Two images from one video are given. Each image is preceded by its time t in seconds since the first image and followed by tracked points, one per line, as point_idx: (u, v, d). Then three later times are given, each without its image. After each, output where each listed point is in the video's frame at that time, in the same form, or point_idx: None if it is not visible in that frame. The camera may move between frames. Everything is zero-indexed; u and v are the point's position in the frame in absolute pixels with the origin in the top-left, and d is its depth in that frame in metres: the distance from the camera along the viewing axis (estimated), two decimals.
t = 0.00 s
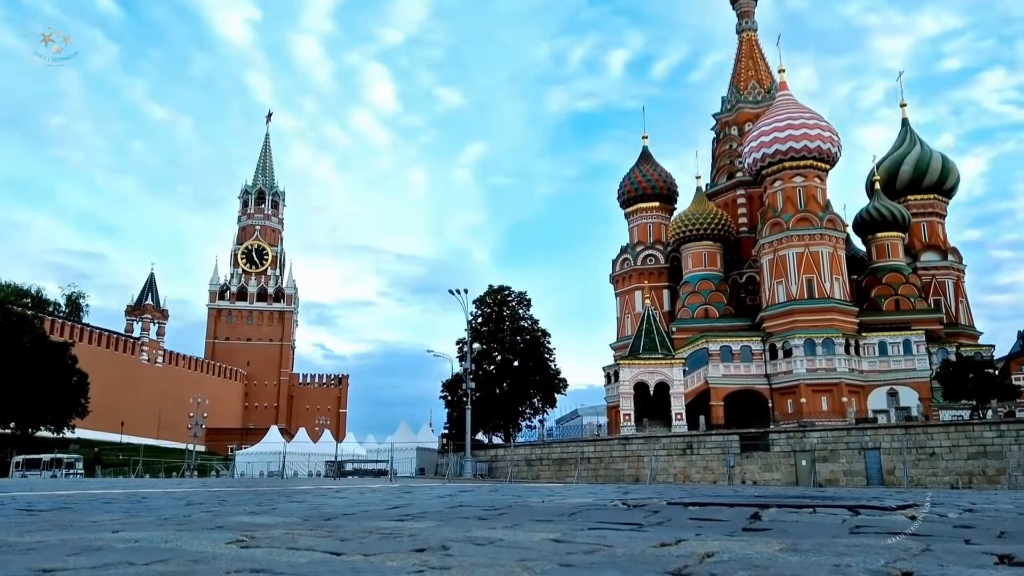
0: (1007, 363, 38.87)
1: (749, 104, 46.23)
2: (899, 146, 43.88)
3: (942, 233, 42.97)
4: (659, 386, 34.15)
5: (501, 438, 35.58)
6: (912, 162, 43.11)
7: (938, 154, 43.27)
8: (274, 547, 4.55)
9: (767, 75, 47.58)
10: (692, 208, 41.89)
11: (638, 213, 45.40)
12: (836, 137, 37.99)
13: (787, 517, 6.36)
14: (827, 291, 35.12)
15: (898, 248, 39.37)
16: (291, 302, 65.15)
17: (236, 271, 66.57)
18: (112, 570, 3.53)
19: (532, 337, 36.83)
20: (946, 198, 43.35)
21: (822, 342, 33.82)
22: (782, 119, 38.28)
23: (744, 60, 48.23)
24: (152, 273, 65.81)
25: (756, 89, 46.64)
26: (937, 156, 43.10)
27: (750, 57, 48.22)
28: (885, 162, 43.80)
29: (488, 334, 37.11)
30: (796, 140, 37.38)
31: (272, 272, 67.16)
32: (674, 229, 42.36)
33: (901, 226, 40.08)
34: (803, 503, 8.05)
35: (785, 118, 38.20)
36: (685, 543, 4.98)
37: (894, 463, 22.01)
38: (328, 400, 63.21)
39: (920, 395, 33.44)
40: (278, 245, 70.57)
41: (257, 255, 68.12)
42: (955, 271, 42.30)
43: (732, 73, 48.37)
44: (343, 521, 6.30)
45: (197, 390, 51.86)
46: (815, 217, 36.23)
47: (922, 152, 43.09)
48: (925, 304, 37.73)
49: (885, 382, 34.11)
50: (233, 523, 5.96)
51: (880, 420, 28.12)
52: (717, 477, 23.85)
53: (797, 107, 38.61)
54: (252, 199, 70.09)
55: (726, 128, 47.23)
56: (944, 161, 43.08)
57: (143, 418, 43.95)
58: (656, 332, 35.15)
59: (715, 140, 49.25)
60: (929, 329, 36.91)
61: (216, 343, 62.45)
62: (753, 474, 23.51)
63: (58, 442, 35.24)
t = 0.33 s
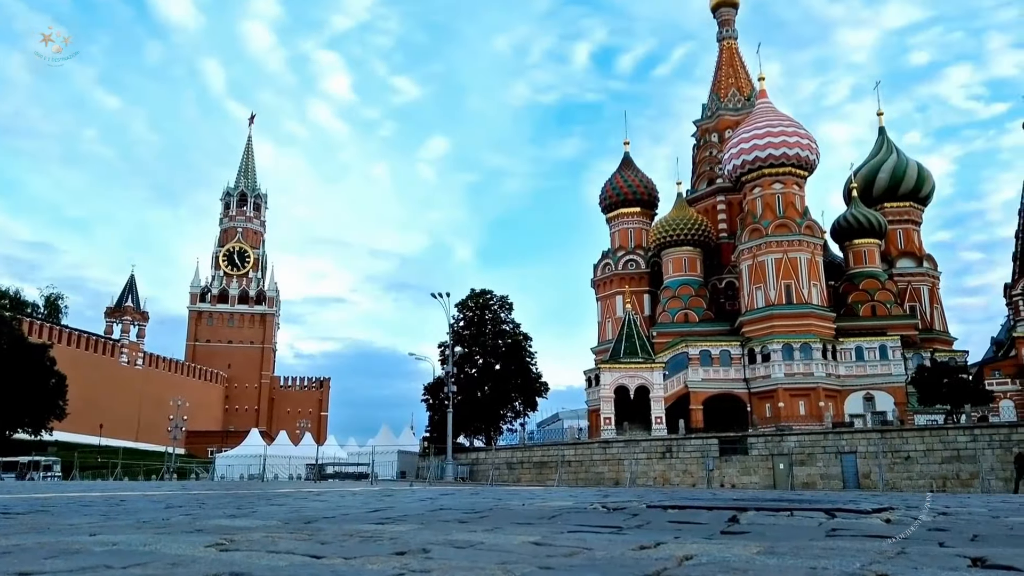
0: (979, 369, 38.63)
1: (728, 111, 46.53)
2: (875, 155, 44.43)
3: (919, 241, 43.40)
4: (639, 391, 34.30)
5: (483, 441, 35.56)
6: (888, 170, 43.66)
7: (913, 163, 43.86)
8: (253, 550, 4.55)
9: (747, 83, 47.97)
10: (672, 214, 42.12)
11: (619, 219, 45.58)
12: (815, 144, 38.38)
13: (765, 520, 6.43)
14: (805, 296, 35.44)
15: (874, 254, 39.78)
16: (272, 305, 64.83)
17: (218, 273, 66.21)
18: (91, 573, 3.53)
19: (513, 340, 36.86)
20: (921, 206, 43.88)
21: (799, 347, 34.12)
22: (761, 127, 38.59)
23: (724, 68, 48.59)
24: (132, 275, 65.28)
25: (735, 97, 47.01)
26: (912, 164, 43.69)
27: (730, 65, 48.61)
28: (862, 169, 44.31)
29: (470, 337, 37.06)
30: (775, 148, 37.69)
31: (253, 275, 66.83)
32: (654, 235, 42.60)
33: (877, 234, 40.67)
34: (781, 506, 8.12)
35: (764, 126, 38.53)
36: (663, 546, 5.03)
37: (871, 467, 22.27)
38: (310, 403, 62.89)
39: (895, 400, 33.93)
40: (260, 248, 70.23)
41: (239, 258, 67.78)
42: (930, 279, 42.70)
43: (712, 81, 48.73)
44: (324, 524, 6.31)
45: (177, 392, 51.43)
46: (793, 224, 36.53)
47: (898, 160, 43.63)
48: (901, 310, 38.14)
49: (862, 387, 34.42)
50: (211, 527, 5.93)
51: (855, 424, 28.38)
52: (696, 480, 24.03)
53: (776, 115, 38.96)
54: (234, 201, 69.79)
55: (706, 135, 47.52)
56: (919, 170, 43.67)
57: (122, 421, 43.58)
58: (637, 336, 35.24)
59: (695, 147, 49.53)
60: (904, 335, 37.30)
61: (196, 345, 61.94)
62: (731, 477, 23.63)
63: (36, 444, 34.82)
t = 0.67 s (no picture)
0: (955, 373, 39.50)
1: (709, 117, 46.84)
2: (854, 162, 44.94)
3: (894, 247, 43.95)
4: (620, 395, 34.42)
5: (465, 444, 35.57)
6: (866, 177, 44.19)
7: (891, 170, 44.38)
8: (232, 553, 4.54)
9: (728, 90, 48.36)
10: (654, 219, 42.32)
11: (601, 223, 45.75)
12: (794, 151, 38.71)
13: (744, 524, 6.51)
14: (784, 302, 35.69)
15: (852, 260, 40.13)
16: (254, 307, 64.47)
17: (199, 275, 65.76)
18: None
19: (495, 344, 36.91)
20: (898, 213, 44.41)
21: (779, 351, 34.41)
22: (742, 133, 38.89)
23: (705, 75, 48.93)
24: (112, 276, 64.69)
25: (716, 103, 47.34)
26: (889, 172, 44.23)
27: (711, 72, 48.95)
28: (840, 176, 44.79)
29: (452, 340, 37.05)
30: (755, 154, 37.99)
31: (235, 276, 66.43)
32: (636, 239, 42.80)
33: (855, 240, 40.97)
34: (757, 509, 8.21)
35: (744, 133, 38.82)
36: (643, 549, 5.07)
37: (847, 470, 22.44)
38: (291, 405, 62.55)
39: (872, 404, 34.02)
40: (242, 250, 69.85)
41: (221, 259, 67.30)
42: (906, 284, 43.13)
43: (694, 88, 49.08)
44: (304, 527, 6.30)
45: (156, 395, 50.98)
46: (773, 229, 36.80)
47: (876, 168, 44.21)
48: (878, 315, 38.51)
49: (839, 392, 34.74)
50: (190, 530, 5.91)
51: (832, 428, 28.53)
52: (676, 483, 24.12)
53: (757, 122, 39.29)
54: (216, 203, 69.33)
55: (687, 141, 47.81)
56: (896, 177, 44.20)
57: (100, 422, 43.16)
58: (618, 340, 35.36)
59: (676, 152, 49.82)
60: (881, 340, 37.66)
61: (177, 347, 61.42)
62: (711, 480, 23.78)
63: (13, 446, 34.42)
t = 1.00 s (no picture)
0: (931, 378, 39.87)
1: (691, 124, 47.11)
2: (832, 169, 45.35)
3: (872, 253, 44.31)
4: (601, 398, 34.53)
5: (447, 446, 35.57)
6: (844, 184, 44.61)
7: (868, 178, 44.83)
8: (212, 556, 4.53)
9: (709, 97, 48.69)
10: (635, 225, 42.49)
11: (583, 227, 45.87)
12: (774, 158, 39.01)
13: (723, 526, 6.54)
14: (764, 307, 35.91)
15: (830, 266, 40.58)
16: (237, 309, 64.10)
17: (181, 276, 65.32)
18: None
19: (478, 347, 36.94)
20: (875, 219, 44.81)
21: (758, 355, 34.64)
22: (722, 140, 39.16)
23: (687, 83, 49.24)
24: (92, 277, 64.11)
25: (697, 110, 47.63)
26: (867, 179, 44.70)
27: (693, 79, 49.28)
28: (819, 184, 45.19)
29: (435, 344, 37.05)
30: (736, 161, 38.24)
31: (217, 278, 66.04)
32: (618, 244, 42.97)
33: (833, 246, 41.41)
34: (737, 512, 8.26)
35: (725, 140, 39.10)
36: (624, 551, 5.10)
37: (825, 473, 22.68)
38: (273, 407, 62.23)
39: (849, 408, 34.49)
40: (225, 252, 69.40)
41: (203, 261, 66.86)
42: (884, 290, 43.49)
43: (676, 95, 49.38)
44: (285, 529, 6.28)
45: (137, 396, 50.55)
46: (752, 235, 37.08)
47: (854, 175, 44.57)
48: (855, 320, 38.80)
49: (818, 396, 35.04)
50: (171, 532, 5.90)
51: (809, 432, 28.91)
52: (656, 486, 24.25)
53: (737, 129, 39.57)
54: (198, 205, 68.86)
55: (669, 147, 48.08)
56: (873, 184, 44.66)
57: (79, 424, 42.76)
58: (599, 344, 35.50)
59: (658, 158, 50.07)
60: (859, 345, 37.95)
61: (158, 349, 60.96)
62: (691, 483, 24.02)
63: None
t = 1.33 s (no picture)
0: (904, 383, 38.97)
1: (672, 130, 47.38)
2: (811, 176, 45.77)
3: (850, 259, 44.75)
4: (583, 401, 34.63)
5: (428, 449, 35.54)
6: (823, 191, 45.02)
7: (846, 185, 45.25)
8: (192, 559, 4.51)
9: (691, 104, 49.00)
10: (617, 230, 42.63)
11: (566, 231, 45.99)
12: (754, 164, 39.28)
13: (702, 528, 6.60)
14: (743, 311, 36.17)
15: (809, 272, 40.94)
16: (218, 310, 63.73)
17: (162, 278, 64.82)
18: None
19: (460, 350, 36.93)
20: (853, 226, 45.27)
21: (737, 360, 34.90)
22: (704, 146, 39.40)
23: (669, 89, 49.52)
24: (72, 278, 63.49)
25: (680, 116, 47.92)
26: (845, 186, 45.13)
27: (675, 86, 49.58)
28: (798, 190, 45.55)
29: (417, 346, 36.97)
30: (716, 167, 38.48)
31: (199, 280, 65.63)
32: (600, 249, 43.10)
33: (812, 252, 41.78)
34: (716, 515, 8.34)
35: (706, 146, 39.34)
36: (604, 554, 5.14)
37: (803, 477, 22.88)
38: (254, 410, 61.86)
39: (827, 412, 34.80)
40: (207, 253, 69.02)
41: (184, 263, 66.39)
42: (860, 295, 43.85)
43: (658, 101, 49.64)
44: (265, 532, 6.27)
45: (117, 398, 50.13)
46: (733, 240, 37.31)
47: (833, 182, 45.01)
48: (833, 325, 39.15)
49: (796, 400, 35.26)
50: (150, 535, 5.85)
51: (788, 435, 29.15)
52: (636, 489, 24.26)
53: (718, 136, 39.83)
54: (180, 206, 68.34)
55: (651, 152, 48.34)
56: (851, 192, 45.10)
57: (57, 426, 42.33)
58: (581, 347, 35.55)
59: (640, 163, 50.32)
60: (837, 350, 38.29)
61: (139, 351, 60.46)
62: (671, 487, 24.02)
63: None
